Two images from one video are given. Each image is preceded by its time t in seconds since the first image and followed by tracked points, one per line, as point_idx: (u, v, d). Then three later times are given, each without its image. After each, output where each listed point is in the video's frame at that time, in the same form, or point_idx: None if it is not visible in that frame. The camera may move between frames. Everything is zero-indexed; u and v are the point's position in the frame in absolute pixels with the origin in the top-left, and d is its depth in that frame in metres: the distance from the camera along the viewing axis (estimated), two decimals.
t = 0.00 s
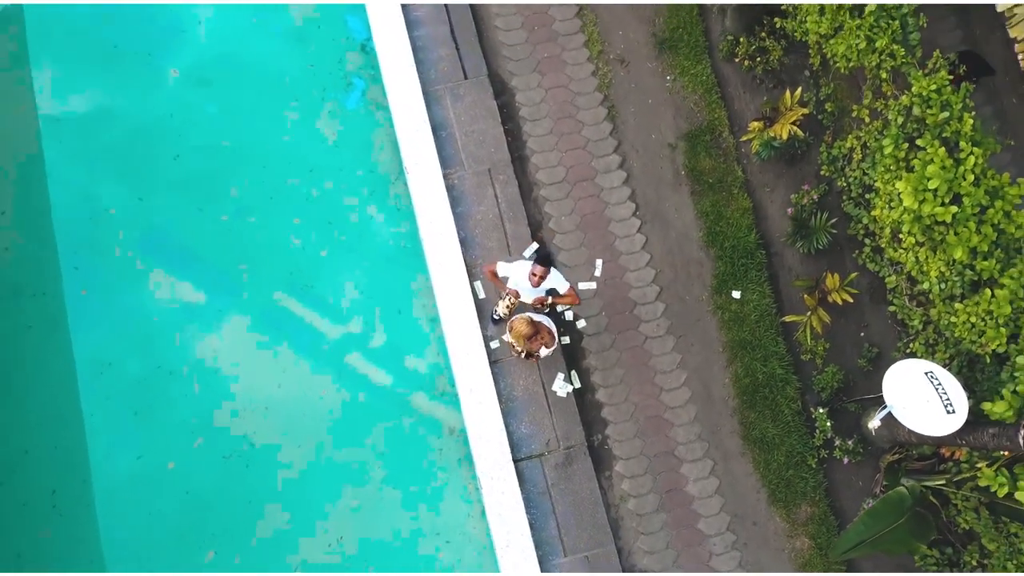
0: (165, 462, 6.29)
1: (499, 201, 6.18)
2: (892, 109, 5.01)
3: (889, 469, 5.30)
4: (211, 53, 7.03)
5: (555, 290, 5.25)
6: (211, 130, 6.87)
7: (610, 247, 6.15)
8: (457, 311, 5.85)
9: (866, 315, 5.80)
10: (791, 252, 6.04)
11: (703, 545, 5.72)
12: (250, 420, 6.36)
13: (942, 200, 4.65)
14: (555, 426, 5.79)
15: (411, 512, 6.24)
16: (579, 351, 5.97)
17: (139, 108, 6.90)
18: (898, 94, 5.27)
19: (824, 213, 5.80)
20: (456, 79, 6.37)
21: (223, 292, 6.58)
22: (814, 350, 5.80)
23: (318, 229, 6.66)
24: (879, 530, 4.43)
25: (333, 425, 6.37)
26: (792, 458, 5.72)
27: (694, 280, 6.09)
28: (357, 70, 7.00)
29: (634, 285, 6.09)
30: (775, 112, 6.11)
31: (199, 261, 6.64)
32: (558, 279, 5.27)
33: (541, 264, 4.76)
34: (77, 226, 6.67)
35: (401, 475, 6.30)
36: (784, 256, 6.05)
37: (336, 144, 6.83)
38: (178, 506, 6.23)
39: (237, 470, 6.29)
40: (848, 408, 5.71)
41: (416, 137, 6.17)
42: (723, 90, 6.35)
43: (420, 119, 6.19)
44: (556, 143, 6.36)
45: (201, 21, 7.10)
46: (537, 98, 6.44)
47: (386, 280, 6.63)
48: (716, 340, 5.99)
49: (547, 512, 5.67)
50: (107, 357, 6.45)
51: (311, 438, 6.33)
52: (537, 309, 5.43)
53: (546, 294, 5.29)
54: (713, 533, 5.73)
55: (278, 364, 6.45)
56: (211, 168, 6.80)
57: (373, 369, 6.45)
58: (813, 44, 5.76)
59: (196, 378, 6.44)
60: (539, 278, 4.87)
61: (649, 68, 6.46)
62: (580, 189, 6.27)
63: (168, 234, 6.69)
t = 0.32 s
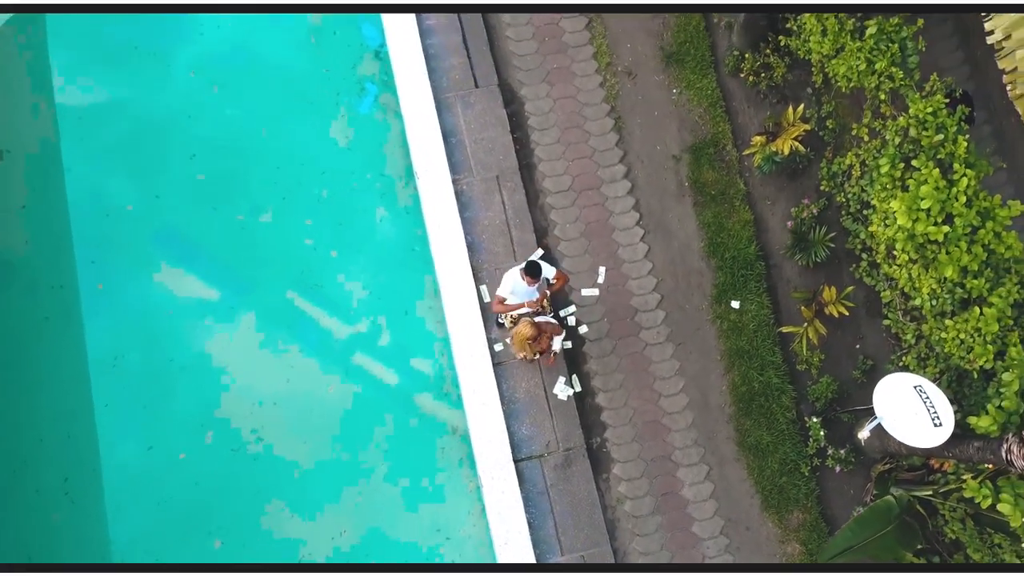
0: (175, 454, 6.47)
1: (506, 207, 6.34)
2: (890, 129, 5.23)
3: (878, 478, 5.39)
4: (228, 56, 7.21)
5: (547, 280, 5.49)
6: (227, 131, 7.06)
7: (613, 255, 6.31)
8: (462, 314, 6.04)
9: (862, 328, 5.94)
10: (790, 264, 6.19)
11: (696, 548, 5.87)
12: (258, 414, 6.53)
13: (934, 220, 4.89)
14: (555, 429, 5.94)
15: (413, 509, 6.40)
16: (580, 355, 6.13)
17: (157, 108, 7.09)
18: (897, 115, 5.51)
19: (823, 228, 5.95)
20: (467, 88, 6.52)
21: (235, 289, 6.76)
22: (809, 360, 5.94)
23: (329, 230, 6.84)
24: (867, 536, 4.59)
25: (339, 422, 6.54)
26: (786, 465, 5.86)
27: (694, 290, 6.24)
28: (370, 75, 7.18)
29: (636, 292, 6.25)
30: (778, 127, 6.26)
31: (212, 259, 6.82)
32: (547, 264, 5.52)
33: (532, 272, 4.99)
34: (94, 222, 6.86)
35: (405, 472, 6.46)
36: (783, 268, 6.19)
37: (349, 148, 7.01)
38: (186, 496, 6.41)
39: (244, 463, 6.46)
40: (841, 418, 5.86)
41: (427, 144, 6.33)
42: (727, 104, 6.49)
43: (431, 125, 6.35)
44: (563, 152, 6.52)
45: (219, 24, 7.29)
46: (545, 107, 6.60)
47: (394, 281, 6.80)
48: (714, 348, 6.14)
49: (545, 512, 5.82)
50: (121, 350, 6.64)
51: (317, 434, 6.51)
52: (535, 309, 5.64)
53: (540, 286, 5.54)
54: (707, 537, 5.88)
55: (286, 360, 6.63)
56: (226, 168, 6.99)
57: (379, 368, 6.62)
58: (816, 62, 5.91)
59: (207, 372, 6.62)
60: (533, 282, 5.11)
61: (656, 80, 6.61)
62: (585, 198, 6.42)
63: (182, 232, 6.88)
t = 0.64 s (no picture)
0: (185, 445, 6.66)
1: (513, 214, 6.49)
2: (888, 149, 5.60)
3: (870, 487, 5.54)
4: (247, 57, 7.38)
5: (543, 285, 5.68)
6: (243, 132, 7.24)
7: (617, 263, 6.47)
8: (468, 317, 6.25)
9: (858, 340, 6.09)
10: (789, 276, 6.33)
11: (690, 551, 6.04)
12: (267, 409, 6.71)
13: (928, 239, 5.20)
14: (555, 431, 6.10)
15: (415, 505, 6.56)
16: (581, 360, 6.30)
17: (177, 108, 7.28)
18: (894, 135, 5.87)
19: (823, 242, 6.09)
20: (478, 96, 6.68)
21: (247, 286, 6.93)
22: (804, 371, 6.10)
23: (340, 230, 7.02)
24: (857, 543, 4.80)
25: (345, 418, 6.71)
26: (780, 472, 6.01)
27: (695, 298, 6.40)
28: (384, 81, 7.35)
29: (638, 300, 6.40)
30: (781, 142, 6.42)
31: (225, 256, 6.99)
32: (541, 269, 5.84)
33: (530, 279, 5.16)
34: (112, 217, 7.05)
35: (408, 469, 6.63)
36: (782, 280, 6.34)
37: (362, 151, 7.19)
38: (195, 487, 6.60)
39: (252, 456, 6.64)
40: (834, 428, 6.00)
41: (437, 150, 6.52)
42: (733, 118, 6.64)
43: (442, 132, 6.53)
44: (570, 161, 6.68)
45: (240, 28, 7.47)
46: (554, 117, 6.76)
47: (402, 283, 6.97)
48: (712, 356, 6.29)
49: (544, 512, 5.98)
50: (136, 343, 6.83)
51: (324, 430, 6.69)
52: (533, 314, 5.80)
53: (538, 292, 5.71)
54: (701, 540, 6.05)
55: (295, 357, 6.80)
56: (242, 168, 7.17)
57: (386, 367, 6.80)
58: (818, 82, 6.13)
59: (218, 366, 6.80)
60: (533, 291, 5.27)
61: (663, 93, 6.76)
62: (591, 207, 6.58)
63: (197, 229, 7.06)
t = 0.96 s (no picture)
0: (196, 436, 6.84)
1: (520, 219, 6.65)
2: (886, 167, 5.91)
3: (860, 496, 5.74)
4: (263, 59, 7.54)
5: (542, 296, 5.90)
6: (258, 132, 7.41)
7: (620, 270, 6.62)
8: (473, 319, 6.39)
9: (854, 352, 6.22)
10: (788, 287, 6.47)
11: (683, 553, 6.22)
12: (274, 403, 6.87)
13: (921, 256, 5.58)
14: (556, 432, 6.28)
15: (417, 501, 6.74)
16: (583, 364, 6.45)
17: (195, 106, 7.45)
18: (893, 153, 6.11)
19: (822, 255, 6.26)
20: (489, 103, 6.84)
21: (258, 283, 7.09)
22: (801, 380, 6.26)
23: (351, 231, 7.20)
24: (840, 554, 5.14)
25: (351, 414, 6.89)
26: (775, 479, 6.16)
27: (695, 306, 6.55)
28: (398, 85, 7.51)
29: (639, 307, 6.56)
30: (784, 156, 6.56)
31: (237, 253, 7.16)
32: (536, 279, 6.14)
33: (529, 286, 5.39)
34: (129, 212, 7.22)
35: (412, 466, 6.80)
36: (782, 291, 6.48)
37: (374, 154, 7.36)
38: (204, 477, 6.79)
39: (259, 449, 6.82)
40: (828, 437, 6.18)
41: (449, 154, 6.66)
42: (738, 131, 6.78)
43: (453, 137, 6.66)
44: (577, 169, 6.83)
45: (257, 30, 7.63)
46: (562, 125, 6.92)
47: (410, 283, 7.14)
48: (711, 364, 6.44)
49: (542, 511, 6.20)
50: (149, 335, 7.02)
51: (330, 426, 6.86)
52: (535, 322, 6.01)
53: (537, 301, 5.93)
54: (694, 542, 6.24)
55: (304, 353, 6.96)
56: (256, 168, 7.33)
57: (392, 365, 6.97)
58: (822, 99, 6.38)
59: (227, 360, 6.96)
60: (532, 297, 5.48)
61: (669, 105, 6.91)
62: (596, 214, 6.73)
63: (211, 226, 7.21)
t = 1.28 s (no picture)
0: (206, 427, 7.03)
1: (527, 225, 6.80)
2: (885, 184, 6.04)
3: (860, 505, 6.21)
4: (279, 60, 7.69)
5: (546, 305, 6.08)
6: (273, 132, 7.57)
7: (623, 277, 6.78)
8: (478, 322, 6.54)
9: (850, 363, 6.40)
10: (788, 298, 6.62)
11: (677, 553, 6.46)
12: (282, 398, 7.04)
13: (915, 273, 5.75)
14: (556, 433, 6.45)
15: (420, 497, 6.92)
16: (584, 368, 6.62)
17: (212, 105, 7.62)
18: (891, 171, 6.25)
19: (821, 268, 6.42)
20: (499, 111, 6.99)
21: (270, 280, 7.27)
22: (797, 390, 6.42)
23: (361, 232, 7.38)
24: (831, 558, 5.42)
25: (357, 411, 7.06)
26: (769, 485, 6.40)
27: (695, 314, 6.70)
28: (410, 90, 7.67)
29: (642, 313, 6.72)
30: (786, 170, 6.72)
31: (250, 250, 7.33)
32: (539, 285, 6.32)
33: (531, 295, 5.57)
34: (145, 207, 7.41)
35: (415, 463, 6.96)
36: (781, 301, 6.63)
37: (386, 157, 7.53)
38: (213, 468, 6.99)
39: (267, 442, 7.00)
40: (822, 446, 6.40)
41: (460, 159, 6.83)
42: (742, 143, 6.93)
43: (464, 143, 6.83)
44: (584, 177, 6.99)
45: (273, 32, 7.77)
46: (570, 134, 7.08)
47: (418, 285, 7.30)
48: (710, 371, 6.61)
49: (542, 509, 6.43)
50: (163, 328, 7.20)
51: (336, 421, 7.04)
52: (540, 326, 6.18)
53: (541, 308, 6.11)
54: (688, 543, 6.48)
55: (312, 350, 7.13)
56: (270, 167, 7.50)
57: (398, 364, 7.14)
58: (823, 116, 6.54)
59: (238, 355, 7.14)
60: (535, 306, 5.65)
61: (676, 116, 7.05)
62: (601, 222, 6.89)
63: (225, 223, 7.39)
